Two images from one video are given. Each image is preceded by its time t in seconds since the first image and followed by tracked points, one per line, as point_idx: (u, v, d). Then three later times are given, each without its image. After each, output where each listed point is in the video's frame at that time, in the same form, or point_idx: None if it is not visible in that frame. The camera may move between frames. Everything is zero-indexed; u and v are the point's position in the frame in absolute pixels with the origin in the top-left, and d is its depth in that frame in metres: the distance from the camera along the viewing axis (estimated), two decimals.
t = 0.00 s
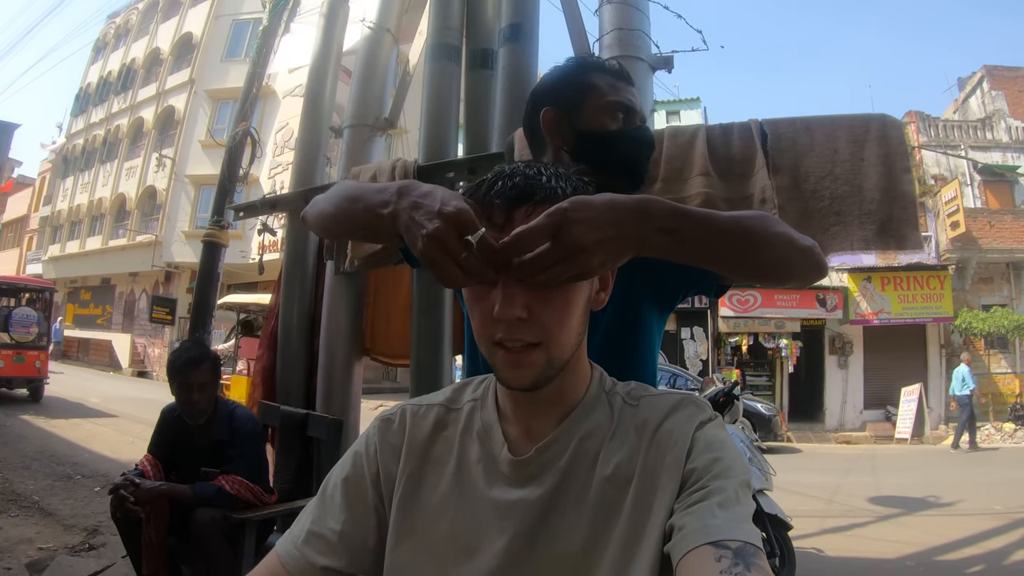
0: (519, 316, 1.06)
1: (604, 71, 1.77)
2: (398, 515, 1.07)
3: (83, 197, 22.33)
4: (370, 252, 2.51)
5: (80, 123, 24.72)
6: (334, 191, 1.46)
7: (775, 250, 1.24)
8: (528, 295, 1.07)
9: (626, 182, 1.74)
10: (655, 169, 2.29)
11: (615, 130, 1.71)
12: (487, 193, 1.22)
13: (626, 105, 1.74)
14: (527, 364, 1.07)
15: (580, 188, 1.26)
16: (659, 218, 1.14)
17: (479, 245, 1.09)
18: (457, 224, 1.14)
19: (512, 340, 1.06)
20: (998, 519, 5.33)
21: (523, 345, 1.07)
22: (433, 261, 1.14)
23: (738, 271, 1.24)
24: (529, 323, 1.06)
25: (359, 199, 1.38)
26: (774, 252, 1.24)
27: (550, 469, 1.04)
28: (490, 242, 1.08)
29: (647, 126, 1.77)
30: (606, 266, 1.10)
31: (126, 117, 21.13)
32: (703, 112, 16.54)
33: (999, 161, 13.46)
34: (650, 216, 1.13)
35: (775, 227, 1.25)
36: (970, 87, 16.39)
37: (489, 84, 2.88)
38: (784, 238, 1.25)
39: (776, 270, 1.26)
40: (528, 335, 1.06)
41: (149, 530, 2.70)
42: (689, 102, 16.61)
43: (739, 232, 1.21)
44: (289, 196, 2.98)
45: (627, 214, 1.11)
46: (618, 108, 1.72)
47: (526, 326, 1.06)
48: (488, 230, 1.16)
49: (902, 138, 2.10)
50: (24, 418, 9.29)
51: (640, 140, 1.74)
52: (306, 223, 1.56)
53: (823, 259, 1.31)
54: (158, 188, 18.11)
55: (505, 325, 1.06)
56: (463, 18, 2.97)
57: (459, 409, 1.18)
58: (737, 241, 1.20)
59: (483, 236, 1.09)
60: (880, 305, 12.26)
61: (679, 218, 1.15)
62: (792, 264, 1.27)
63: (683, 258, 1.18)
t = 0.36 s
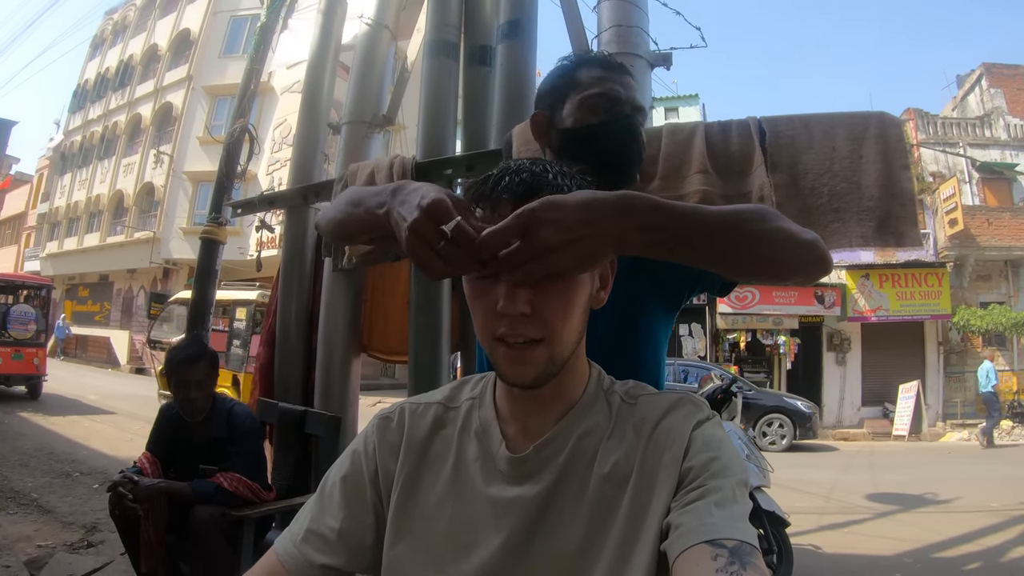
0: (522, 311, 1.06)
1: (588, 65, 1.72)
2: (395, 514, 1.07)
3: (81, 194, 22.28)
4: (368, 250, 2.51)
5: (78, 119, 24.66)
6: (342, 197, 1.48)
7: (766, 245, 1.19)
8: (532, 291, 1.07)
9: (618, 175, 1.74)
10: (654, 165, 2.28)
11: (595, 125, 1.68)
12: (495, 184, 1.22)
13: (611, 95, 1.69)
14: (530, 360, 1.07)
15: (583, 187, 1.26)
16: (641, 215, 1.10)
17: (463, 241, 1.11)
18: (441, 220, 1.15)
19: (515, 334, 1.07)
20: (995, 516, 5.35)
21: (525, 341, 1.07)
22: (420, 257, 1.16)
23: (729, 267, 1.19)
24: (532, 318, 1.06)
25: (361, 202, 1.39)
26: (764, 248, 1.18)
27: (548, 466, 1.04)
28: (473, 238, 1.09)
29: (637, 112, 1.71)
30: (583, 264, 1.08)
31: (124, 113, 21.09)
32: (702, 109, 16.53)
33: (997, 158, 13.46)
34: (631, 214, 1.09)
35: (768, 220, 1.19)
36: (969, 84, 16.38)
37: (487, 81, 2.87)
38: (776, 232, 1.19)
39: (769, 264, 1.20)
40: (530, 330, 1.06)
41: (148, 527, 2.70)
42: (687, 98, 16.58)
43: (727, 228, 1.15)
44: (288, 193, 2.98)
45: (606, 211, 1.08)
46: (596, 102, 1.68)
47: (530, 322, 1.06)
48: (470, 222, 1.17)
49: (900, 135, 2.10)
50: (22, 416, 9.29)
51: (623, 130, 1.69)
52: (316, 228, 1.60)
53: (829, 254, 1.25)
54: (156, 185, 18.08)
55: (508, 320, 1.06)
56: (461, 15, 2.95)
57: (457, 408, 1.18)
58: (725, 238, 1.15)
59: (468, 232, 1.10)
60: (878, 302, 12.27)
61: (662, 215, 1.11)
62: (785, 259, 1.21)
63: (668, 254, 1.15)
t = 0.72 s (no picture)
0: (522, 308, 1.06)
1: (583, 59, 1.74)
2: (395, 514, 1.07)
3: (78, 192, 22.23)
4: (365, 247, 2.49)
5: (76, 118, 24.59)
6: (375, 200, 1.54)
7: (773, 249, 1.07)
8: (534, 290, 1.06)
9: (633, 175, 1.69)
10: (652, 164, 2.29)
11: (583, 153, 1.67)
12: (496, 183, 1.21)
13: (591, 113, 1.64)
14: (530, 355, 1.07)
15: (586, 186, 1.26)
16: (623, 212, 1.05)
17: (453, 240, 1.14)
18: (436, 220, 1.18)
19: (516, 335, 1.06)
20: (993, 513, 5.36)
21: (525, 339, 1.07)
22: (416, 257, 1.20)
23: (732, 271, 1.09)
24: (532, 316, 1.06)
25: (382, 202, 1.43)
26: (771, 252, 1.07)
27: (548, 465, 1.04)
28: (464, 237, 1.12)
29: (623, 114, 1.61)
30: (563, 265, 1.05)
31: (121, 111, 21.04)
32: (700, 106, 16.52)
33: (995, 155, 13.47)
34: (611, 211, 1.05)
35: (773, 219, 1.08)
36: (967, 81, 16.38)
37: (485, 78, 2.87)
38: (784, 232, 1.07)
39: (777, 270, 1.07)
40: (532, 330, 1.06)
41: (147, 526, 2.70)
42: (685, 95, 16.57)
43: (722, 228, 1.07)
44: (287, 190, 2.99)
45: (584, 212, 1.05)
46: (578, 94, 1.68)
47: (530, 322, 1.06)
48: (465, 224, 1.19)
49: (898, 131, 2.09)
50: (20, 415, 9.27)
51: (606, 113, 1.63)
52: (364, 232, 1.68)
53: (856, 259, 1.09)
54: (153, 183, 18.03)
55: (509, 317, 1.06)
56: (458, 12, 2.94)
57: (457, 406, 1.18)
58: (720, 240, 1.07)
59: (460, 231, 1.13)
60: (876, 299, 12.29)
61: (646, 214, 1.05)
62: (796, 266, 1.08)
63: (658, 258, 1.07)
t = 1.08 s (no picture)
0: (523, 306, 1.05)
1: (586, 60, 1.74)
2: (396, 515, 1.07)
3: (75, 192, 22.16)
4: (363, 246, 2.50)
5: (73, 117, 24.52)
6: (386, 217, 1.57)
7: (768, 240, 1.06)
8: (534, 286, 1.06)
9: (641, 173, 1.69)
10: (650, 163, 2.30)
11: (587, 161, 1.68)
12: (497, 182, 1.21)
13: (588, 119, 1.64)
14: (531, 353, 1.07)
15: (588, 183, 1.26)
16: (614, 206, 1.05)
17: (449, 241, 1.15)
18: (435, 225, 1.21)
19: (518, 331, 1.06)
20: (992, 510, 5.37)
21: (526, 335, 1.07)
22: (416, 259, 1.22)
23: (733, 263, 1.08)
24: (533, 313, 1.05)
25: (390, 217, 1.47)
26: (768, 242, 1.06)
27: (549, 465, 1.04)
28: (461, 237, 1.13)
29: (616, 113, 1.61)
30: (557, 260, 1.06)
31: (118, 111, 20.97)
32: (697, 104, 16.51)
33: (992, 153, 13.49)
34: (603, 205, 1.04)
35: (769, 210, 1.07)
36: (964, 78, 16.40)
37: (484, 76, 2.86)
38: (781, 223, 1.06)
39: (774, 261, 1.07)
40: (532, 326, 1.06)
41: (147, 527, 2.70)
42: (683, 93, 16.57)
43: (716, 220, 1.06)
44: (284, 189, 2.98)
45: (577, 206, 1.05)
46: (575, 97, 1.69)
47: (530, 318, 1.06)
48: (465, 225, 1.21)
49: (896, 129, 2.09)
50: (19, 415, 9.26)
51: (598, 112, 1.62)
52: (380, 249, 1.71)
53: (862, 247, 1.07)
54: (151, 182, 17.99)
55: (510, 315, 1.06)
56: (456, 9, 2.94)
57: (457, 407, 1.18)
58: (715, 231, 1.06)
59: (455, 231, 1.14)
60: (875, 296, 12.30)
61: (638, 208, 1.05)
62: (792, 258, 1.07)
63: (652, 252, 1.07)
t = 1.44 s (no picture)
0: (528, 307, 1.05)
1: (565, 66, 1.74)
2: (398, 516, 1.07)
3: (73, 192, 22.13)
4: (363, 245, 2.49)
5: (70, 117, 24.47)
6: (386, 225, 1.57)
7: (765, 213, 1.03)
8: (536, 286, 1.07)
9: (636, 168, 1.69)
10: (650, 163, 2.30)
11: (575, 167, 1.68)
12: (500, 182, 1.21)
13: (568, 129, 1.66)
14: (534, 352, 1.07)
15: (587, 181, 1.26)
16: (606, 196, 1.04)
17: (448, 244, 1.15)
18: (434, 229, 1.21)
19: (521, 330, 1.06)
20: (991, 507, 5.37)
21: (530, 334, 1.07)
22: (418, 264, 1.22)
23: (729, 243, 1.06)
24: (536, 313, 1.06)
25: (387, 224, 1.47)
26: (763, 218, 1.03)
27: (552, 466, 1.04)
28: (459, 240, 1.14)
29: (594, 112, 1.61)
30: (555, 255, 1.05)
31: (115, 110, 20.94)
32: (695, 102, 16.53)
33: (990, 150, 13.51)
34: (595, 195, 1.04)
35: (763, 186, 1.03)
36: (962, 76, 16.41)
37: (483, 74, 2.86)
38: (775, 198, 1.02)
39: (772, 234, 1.03)
40: (537, 325, 1.06)
41: (146, 528, 2.69)
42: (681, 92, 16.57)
43: (710, 198, 1.03)
44: (282, 188, 2.97)
45: (569, 199, 1.04)
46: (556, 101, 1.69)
47: (535, 317, 1.06)
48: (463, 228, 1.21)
49: (896, 128, 2.08)
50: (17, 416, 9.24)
51: (578, 113, 1.63)
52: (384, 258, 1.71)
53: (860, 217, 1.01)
54: (149, 182, 17.97)
55: (513, 316, 1.06)
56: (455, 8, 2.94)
57: (459, 407, 1.17)
58: (709, 212, 1.04)
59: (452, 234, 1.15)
60: (873, 294, 12.34)
61: (630, 195, 1.04)
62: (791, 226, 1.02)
63: (648, 237, 1.06)
